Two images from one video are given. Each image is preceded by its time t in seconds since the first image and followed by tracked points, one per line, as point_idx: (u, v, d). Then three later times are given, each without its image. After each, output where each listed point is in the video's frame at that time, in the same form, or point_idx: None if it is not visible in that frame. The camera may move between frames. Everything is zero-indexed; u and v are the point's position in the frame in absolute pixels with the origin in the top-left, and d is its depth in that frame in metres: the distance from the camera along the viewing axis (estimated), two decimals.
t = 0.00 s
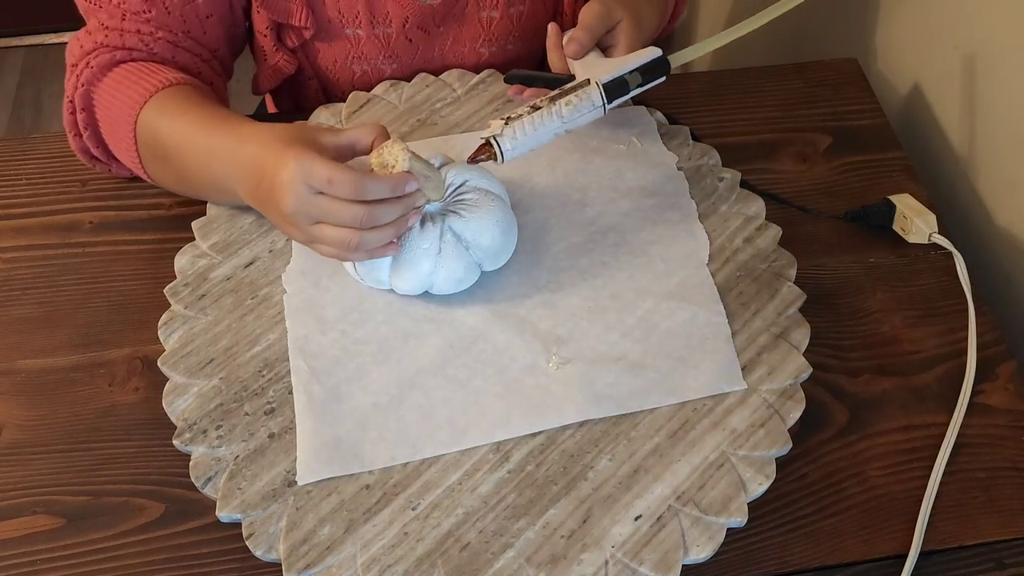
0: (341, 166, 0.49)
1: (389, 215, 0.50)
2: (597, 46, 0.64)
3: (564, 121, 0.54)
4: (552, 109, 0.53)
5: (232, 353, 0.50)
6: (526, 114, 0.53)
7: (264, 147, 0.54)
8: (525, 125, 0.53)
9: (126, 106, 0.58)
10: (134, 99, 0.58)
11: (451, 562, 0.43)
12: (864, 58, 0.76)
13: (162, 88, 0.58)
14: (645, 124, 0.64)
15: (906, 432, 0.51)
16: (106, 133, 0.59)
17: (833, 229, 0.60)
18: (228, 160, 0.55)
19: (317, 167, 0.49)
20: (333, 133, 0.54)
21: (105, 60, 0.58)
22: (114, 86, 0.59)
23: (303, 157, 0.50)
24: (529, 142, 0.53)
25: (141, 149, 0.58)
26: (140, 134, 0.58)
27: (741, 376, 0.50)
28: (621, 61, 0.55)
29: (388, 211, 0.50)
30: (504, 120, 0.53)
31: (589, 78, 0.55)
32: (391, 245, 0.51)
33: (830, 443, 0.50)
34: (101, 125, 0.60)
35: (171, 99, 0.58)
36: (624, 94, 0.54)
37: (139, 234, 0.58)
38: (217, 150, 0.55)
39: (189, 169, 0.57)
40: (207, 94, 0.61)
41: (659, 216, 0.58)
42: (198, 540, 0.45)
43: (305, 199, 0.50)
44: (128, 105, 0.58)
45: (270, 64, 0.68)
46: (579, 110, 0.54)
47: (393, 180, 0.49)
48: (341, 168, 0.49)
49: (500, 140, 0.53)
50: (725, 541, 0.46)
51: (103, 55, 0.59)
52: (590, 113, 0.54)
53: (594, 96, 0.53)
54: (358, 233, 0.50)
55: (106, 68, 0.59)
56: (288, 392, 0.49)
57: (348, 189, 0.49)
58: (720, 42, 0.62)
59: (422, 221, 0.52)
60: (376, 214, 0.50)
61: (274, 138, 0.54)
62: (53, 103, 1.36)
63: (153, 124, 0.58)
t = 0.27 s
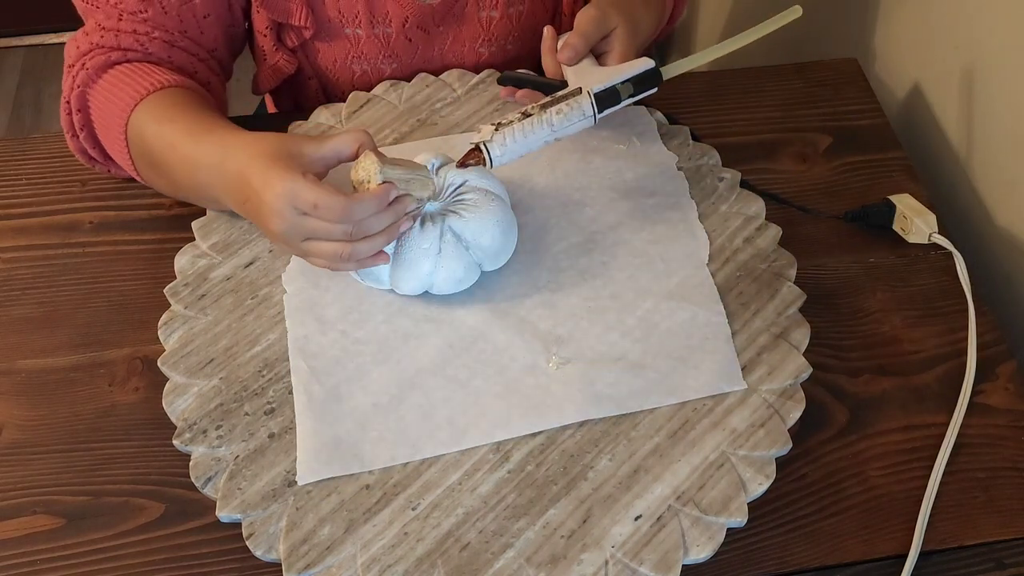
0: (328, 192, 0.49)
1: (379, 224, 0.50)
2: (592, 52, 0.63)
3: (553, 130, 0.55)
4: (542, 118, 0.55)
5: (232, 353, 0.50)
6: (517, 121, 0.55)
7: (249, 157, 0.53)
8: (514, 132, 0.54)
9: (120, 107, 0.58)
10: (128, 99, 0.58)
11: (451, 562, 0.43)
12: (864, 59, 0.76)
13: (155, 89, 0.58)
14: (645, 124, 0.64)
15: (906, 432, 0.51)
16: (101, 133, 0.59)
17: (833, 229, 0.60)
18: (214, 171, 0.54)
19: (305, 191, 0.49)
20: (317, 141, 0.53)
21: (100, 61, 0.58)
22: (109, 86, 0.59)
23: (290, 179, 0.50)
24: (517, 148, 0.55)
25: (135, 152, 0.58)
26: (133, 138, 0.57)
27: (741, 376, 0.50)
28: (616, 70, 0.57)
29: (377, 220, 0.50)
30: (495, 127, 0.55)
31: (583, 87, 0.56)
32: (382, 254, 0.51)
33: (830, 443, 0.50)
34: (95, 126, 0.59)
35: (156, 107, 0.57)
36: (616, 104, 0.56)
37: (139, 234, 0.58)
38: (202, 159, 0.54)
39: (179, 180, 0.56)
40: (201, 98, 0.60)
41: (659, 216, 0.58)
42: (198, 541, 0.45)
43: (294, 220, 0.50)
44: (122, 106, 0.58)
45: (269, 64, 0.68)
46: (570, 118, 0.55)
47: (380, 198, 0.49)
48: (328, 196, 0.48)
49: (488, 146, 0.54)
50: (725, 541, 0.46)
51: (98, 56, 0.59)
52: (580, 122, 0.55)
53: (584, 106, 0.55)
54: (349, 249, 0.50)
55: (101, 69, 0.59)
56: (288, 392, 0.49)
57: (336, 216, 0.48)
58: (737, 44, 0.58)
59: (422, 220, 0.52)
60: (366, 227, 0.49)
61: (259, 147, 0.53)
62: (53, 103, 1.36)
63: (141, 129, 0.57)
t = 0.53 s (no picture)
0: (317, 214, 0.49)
1: (370, 232, 0.49)
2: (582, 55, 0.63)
3: (540, 131, 0.55)
4: (531, 118, 0.54)
5: (232, 353, 0.50)
6: (505, 120, 0.54)
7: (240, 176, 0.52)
8: (502, 130, 0.54)
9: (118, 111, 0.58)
10: (125, 104, 0.58)
11: (451, 562, 0.43)
12: (864, 59, 0.76)
13: (153, 96, 0.58)
14: (645, 124, 0.63)
15: (906, 432, 0.51)
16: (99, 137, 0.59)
17: (833, 229, 0.60)
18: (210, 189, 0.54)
19: (294, 214, 0.49)
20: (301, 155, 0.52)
21: (97, 66, 0.59)
22: (106, 90, 0.59)
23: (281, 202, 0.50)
24: (504, 147, 0.54)
25: (133, 158, 0.58)
26: (129, 144, 0.58)
27: (741, 376, 0.50)
28: (604, 75, 0.57)
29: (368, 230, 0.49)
30: (483, 124, 0.54)
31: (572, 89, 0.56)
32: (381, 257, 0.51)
33: (830, 443, 0.50)
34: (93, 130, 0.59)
35: (148, 125, 0.57)
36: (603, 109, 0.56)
37: (139, 234, 0.58)
38: (196, 179, 0.55)
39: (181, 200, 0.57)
40: (199, 104, 0.60)
41: (659, 216, 0.58)
42: (198, 540, 0.45)
43: (288, 243, 0.50)
44: (119, 111, 0.58)
45: (269, 64, 0.68)
46: (558, 120, 0.55)
47: (361, 214, 0.47)
48: (315, 220, 0.48)
49: (475, 143, 0.54)
50: (725, 541, 0.46)
51: (95, 60, 0.59)
52: (567, 125, 0.55)
53: (573, 109, 0.55)
54: (346, 264, 0.50)
55: (98, 74, 0.59)
56: (288, 392, 0.49)
57: (326, 238, 0.48)
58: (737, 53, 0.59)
59: (422, 220, 0.52)
60: (358, 240, 0.49)
61: (249, 164, 0.53)
62: (53, 103, 1.36)
63: (136, 143, 0.57)
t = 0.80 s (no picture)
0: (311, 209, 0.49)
1: (368, 214, 0.47)
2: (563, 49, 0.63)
3: (518, 112, 0.52)
4: (508, 96, 0.52)
5: (232, 353, 0.50)
6: (481, 95, 0.51)
7: (235, 176, 0.52)
8: (478, 105, 0.51)
9: (115, 109, 0.58)
10: (121, 105, 0.58)
11: (451, 562, 0.43)
12: (865, 58, 0.76)
13: (150, 93, 0.58)
14: (644, 124, 0.63)
15: (906, 431, 0.51)
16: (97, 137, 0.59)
17: (833, 229, 0.60)
18: (212, 187, 0.55)
19: (288, 212, 0.49)
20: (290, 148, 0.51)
21: (92, 67, 0.58)
22: (103, 91, 0.59)
23: (277, 201, 0.50)
24: (479, 123, 0.51)
25: (131, 157, 0.58)
26: (127, 144, 0.57)
27: (741, 375, 0.50)
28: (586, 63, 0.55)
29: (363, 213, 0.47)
30: (458, 97, 0.51)
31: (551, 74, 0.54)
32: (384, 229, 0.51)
33: (830, 443, 0.50)
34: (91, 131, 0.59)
35: (142, 128, 0.57)
36: (582, 96, 0.54)
37: (139, 234, 0.58)
38: (198, 179, 0.55)
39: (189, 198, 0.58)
40: (197, 100, 0.60)
41: (659, 216, 0.58)
42: (198, 540, 0.45)
43: (289, 239, 0.50)
44: (116, 110, 0.58)
45: (267, 65, 0.67)
46: (535, 101, 0.52)
47: (350, 202, 0.46)
48: (308, 216, 0.48)
49: (448, 114, 0.51)
50: (725, 541, 0.46)
51: (91, 61, 0.59)
52: (545, 108, 0.53)
53: (552, 91, 0.52)
54: (351, 249, 0.50)
55: (94, 75, 0.59)
56: (288, 392, 0.49)
57: (322, 233, 0.48)
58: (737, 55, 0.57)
59: (423, 221, 0.53)
60: (355, 225, 0.48)
61: (242, 162, 0.52)
62: (53, 103, 1.36)
63: (133, 146, 0.57)
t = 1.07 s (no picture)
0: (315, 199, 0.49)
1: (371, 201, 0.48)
2: (558, 44, 0.63)
3: (512, 105, 0.52)
4: (502, 90, 0.51)
5: (232, 353, 0.50)
6: (475, 91, 0.51)
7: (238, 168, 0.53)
8: (471, 100, 0.50)
9: (114, 108, 0.59)
10: (121, 104, 0.58)
11: (451, 562, 0.43)
12: (865, 59, 0.76)
13: (148, 91, 0.59)
14: (645, 124, 0.63)
15: (906, 431, 0.51)
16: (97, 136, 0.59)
17: (833, 229, 0.60)
18: (215, 180, 0.55)
19: (292, 203, 0.49)
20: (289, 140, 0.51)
21: (91, 67, 0.59)
22: (102, 91, 0.59)
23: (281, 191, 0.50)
24: (473, 119, 0.51)
25: (133, 153, 0.58)
26: (127, 141, 0.58)
27: (741, 375, 0.50)
28: (581, 53, 0.55)
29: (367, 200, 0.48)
30: (451, 95, 0.51)
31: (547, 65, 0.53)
32: (390, 211, 0.51)
33: (831, 443, 0.50)
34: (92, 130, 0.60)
35: (145, 123, 0.58)
36: (577, 84, 0.53)
37: (139, 234, 0.58)
38: (202, 172, 0.55)
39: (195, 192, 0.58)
40: (195, 94, 0.61)
41: (659, 216, 0.58)
42: (198, 540, 0.45)
43: (294, 230, 0.51)
44: (116, 108, 0.58)
45: (263, 66, 0.67)
46: (530, 93, 0.52)
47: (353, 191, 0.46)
48: (311, 206, 0.48)
49: (442, 111, 0.50)
50: (725, 541, 0.46)
51: (89, 61, 0.59)
52: (540, 99, 0.52)
53: (547, 82, 0.52)
54: (357, 235, 0.50)
55: (93, 75, 0.59)
56: (288, 392, 0.49)
57: (327, 223, 0.49)
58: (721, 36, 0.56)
59: (423, 221, 0.53)
60: (360, 213, 0.48)
61: (243, 154, 0.53)
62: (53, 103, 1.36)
63: (134, 144, 0.58)
